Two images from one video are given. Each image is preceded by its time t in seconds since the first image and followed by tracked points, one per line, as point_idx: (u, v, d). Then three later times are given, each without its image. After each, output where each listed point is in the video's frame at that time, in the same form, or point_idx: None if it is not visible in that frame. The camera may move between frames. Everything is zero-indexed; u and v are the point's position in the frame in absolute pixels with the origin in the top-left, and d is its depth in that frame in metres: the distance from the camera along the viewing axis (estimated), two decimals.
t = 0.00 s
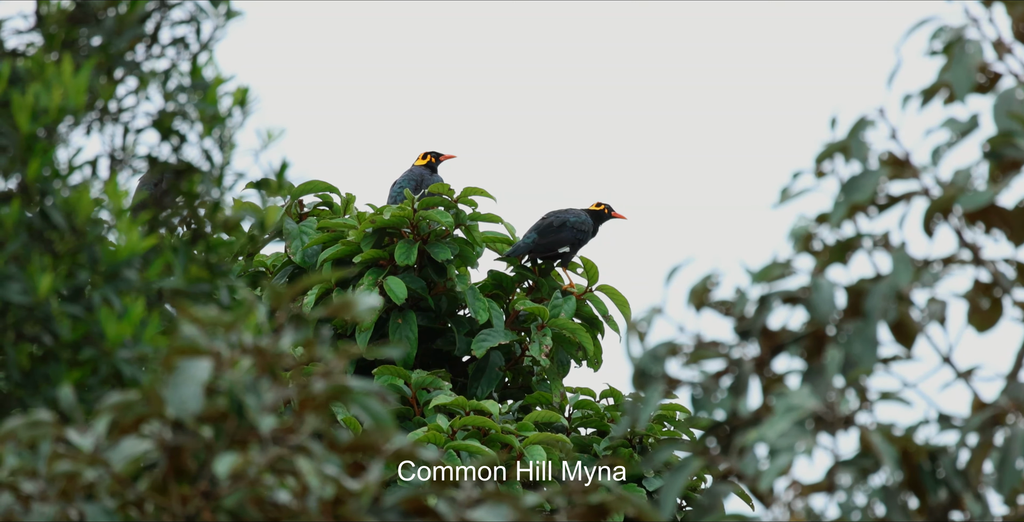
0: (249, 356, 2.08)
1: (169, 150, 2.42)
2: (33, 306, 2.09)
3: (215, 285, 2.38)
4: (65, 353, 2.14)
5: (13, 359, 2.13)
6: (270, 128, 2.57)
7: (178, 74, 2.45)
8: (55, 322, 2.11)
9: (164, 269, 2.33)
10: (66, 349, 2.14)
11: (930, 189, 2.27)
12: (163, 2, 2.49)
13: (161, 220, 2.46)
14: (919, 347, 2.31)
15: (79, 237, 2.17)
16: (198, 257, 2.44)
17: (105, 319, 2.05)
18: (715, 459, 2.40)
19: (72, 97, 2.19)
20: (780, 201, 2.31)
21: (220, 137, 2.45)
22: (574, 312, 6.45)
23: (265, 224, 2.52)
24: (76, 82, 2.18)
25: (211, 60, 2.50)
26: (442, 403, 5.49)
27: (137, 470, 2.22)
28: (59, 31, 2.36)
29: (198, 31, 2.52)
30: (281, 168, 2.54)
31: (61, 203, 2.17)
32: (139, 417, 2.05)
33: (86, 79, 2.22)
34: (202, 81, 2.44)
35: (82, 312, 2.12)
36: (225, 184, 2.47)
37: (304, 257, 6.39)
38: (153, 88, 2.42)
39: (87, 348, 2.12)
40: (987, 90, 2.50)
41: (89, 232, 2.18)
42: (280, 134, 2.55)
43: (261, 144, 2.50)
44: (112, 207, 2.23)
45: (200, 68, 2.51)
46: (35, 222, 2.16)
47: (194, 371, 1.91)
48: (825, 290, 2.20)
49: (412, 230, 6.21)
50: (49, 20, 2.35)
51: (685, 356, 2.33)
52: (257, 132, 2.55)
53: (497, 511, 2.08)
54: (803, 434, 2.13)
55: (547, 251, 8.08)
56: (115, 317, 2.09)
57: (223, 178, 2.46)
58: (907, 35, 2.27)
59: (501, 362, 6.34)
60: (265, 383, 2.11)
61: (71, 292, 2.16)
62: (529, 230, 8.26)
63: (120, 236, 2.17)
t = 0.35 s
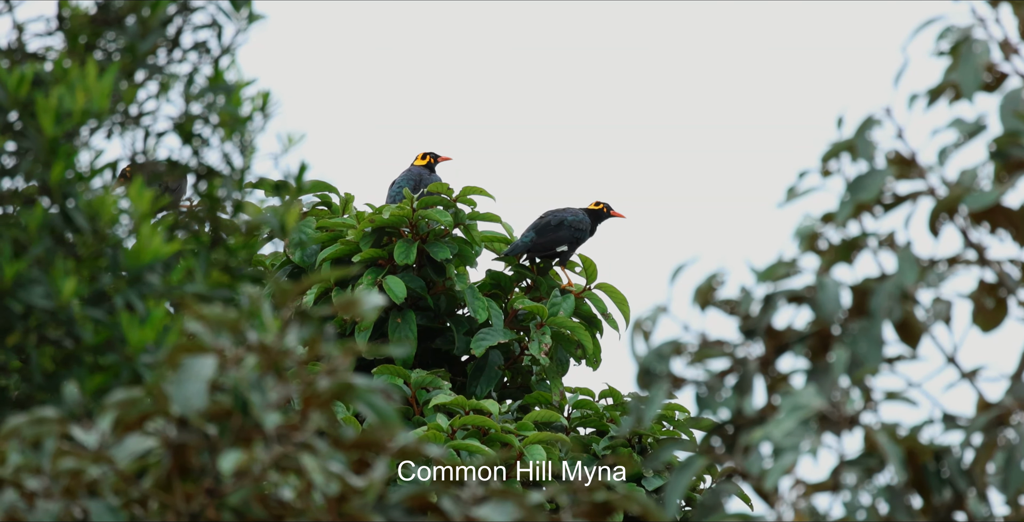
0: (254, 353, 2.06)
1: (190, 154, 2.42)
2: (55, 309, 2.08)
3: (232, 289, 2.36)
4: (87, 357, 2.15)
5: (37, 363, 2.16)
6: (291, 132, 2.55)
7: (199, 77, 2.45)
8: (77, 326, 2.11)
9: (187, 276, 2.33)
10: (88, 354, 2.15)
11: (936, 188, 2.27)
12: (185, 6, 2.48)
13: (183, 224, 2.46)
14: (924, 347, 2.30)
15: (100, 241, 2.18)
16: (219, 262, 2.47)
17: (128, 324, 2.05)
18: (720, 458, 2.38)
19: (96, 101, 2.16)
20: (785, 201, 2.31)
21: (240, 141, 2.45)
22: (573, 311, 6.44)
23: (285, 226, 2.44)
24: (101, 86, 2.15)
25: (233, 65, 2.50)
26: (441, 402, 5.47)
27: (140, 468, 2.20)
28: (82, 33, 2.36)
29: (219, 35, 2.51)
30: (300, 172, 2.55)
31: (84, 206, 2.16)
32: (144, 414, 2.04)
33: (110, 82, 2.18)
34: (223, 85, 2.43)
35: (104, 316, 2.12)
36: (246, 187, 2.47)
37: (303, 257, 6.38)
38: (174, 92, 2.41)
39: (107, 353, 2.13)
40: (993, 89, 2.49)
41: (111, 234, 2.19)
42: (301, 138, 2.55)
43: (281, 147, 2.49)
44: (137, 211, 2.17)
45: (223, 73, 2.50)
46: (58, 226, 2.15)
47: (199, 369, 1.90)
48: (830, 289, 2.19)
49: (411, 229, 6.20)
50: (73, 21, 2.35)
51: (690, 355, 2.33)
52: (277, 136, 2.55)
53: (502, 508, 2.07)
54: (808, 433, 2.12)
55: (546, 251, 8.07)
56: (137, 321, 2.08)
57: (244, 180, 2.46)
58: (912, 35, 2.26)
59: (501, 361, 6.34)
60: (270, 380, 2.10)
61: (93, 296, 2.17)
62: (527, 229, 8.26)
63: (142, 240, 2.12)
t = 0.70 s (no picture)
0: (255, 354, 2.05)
1: (207, 159, 2.42)
2: (73, 312, 2.08)
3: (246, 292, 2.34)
4: (103, 360, 2.14)
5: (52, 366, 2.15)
6: (309, 137, 2.55)
7: (217, 82, 2.44)
8: (94, 330, 2.10)
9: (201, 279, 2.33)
10: (103, 357, 2.14)
11: (936, 188, 2.27)
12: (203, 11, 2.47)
13: (199, 229, 2.46)
14: (925, 347, 2.30)
15: (117, 243, 2.17)
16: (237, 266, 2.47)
17: (145, 328, 2.06)
18: (721, 458, 2.37)
19: (114, 105, 2.17)
20: (786, 201, 2.31)
21: (258, 146, 2.45)
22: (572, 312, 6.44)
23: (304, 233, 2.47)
24: (118, 90, 2.16)
25: (251, 69, 2.49)
26: (441, 403, 5.47)
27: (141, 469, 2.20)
28: (99, 38, 2.36)
29: (237, 40, 2.50)
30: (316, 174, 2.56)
31: (101, 209, 2.16)
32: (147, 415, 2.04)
33: (128, 87, 2.20)
34: (241, 90, 2.42)
35: (121, 320, 2.12)
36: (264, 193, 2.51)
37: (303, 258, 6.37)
38: (192, 96, 2.41)
39: (123, 357, 2.13)
40: (994, 89, 2.49)
41: (128, 238, 2.18)
42: (320, 143, 2.54)
43: (299, 151, 2.49)
44: (152, 214, 2.18)
45: (241, 78, 2.50)
46: (74, 228, 2.16)
47: (200, 370, 1.89)
48: (831, 289, 2.19)
49: (410, 230, 6.20)
50: (91, 27, 2.36)
51: (690, 355, 2.32)
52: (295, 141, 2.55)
53: (503, 509, 2.07)
54: (809, 433, 2.12)
55: (546, 251, 8.07)
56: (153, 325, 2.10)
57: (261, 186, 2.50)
58: (912, 35, 2.26)
59: (500, 361, 6.33)
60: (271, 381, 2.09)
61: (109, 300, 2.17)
62: (528, 230, 8.25)
63: (159, 244, 2.13)
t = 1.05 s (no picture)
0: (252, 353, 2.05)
1: (217, 160, 2.41)
2: (85, 318, 2.09)
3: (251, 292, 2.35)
4: (115, 363, 2.16)
5: (64, 370, 2.14)
6: (319, 138, 2.55)
7: (228, 83, 2.44)
8: (106, 333, 2.11)
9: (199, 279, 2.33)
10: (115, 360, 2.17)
11: (934, 188, 2.27)
12: (214, 13, 2.48)
13: (207, 227, 2.47)
14: (923, 346, 2.30)
15: (130, 248, 2.15)
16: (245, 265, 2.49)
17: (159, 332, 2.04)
18: (718, 458, 2.37)
19: (128, 108, 2.18)
20: (784, 200, 2.31)
21: (268, 146, 2.45)
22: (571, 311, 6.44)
23: (311, 228, 2.41)
24: (134, 94, 2.17)
25: (261, 71, 2.49)
26: (439, 402, 5.46)
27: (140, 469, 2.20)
28: (112, 40, 2.35)
29: (247, 41, 2.50)
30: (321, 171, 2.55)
31: (114, 213, 2.15)
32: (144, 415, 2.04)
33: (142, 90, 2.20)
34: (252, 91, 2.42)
35: (133, 323, 2.12)
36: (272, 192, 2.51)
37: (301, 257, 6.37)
38: (202, 97, 2.41)
39: (136, 360, 2.15)
40: (991, 89, 2.49)
41: (142, 243, 2.15)
42: (329, 143, 2.54)
43: (309, 152, 2.49)
44: (164, 217, 2.19)
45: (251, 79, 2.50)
46: (87, 231, 2.15)
47: (197, 369, 1.89)
48: (829, 288, 2.19)
49: (409, 229, 6.20)
50: (102, 31, 2.35)
51: (689, 355, 2.32)
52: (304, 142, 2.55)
53: (501, 510, 2.07)
54: (807, 433, 2.12)
55: (546, 250, 8.07)
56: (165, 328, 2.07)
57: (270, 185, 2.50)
58: (910, 34, 2.27)
59: (498, 361, 6.33)
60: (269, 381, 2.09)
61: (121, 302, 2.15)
62: (528, 228, 8.25)
63: (172, 247, 2.11)
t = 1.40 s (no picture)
0: (253, 352, 2.05)
1: (219, 163, 2.42)
2: (87, 316, 2.08)
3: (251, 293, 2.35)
4: (118, 364, 2.17)
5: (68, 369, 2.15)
6: (319, 141, 2.55)
7: (231, 86, 2.45)
8: (109, 333, 2.10)
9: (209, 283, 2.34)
10: (118, 361, 2.17)
11: (934, 188, 2.27)
12: (217, 15, 2.48)
13: (212, 230, 2.47)
14: (923, 346, 2.30)
15: (133, 249, 2.16)
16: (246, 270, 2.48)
17: (161, 333, 2.05)
18: (719, 458, 2.37)
19: (133, 109, 2.17)
20: (785, 200, 2.31)
21: (270, 150, 2.45)
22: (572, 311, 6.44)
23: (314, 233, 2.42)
24: (138, 95, 2.17)
25: (264, 73, 2.49)
26: (440, 402, 5.47)
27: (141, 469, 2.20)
28: (115, 40, 2.35)
29: (250, 43, 2.50)
30: (324, 174, 2.56)
31: (118, 213, 2.16)
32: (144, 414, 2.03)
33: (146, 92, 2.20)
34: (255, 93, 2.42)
35: (135, 325, 2.12)
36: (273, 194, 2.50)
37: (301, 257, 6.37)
38: (205, 100, 2.41)
39: (140, 361, 2.16)
40: (992, 89, 2.49)
41: (144, 244, 2.17)
42: (330, 146, 2.55)
43: (309, 154, 2.49)
44: (166, 218, 2.22)
45: (254, 82, 2.50)
46: (90, 232, 2.15)
47: (198, 368, 1.89)
48: (829, 288, 2.19)
49: (410, 229, 6.20)
50: (105, 30, 2.35)
51: (689, 354, 2.32)
52: (305, 144, 2.55)
53: (501, 508, 2.07)
54: (807, 432, 2.12)
55: (551, 250, 8.08)
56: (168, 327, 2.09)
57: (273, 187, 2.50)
58: (911, 34, 2.27)
59: (499, 361, 6.34)
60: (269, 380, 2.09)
61: (124, 303, 2.16)
62: (533, 228, 8.25)
63: (174, 248, 2.12)
